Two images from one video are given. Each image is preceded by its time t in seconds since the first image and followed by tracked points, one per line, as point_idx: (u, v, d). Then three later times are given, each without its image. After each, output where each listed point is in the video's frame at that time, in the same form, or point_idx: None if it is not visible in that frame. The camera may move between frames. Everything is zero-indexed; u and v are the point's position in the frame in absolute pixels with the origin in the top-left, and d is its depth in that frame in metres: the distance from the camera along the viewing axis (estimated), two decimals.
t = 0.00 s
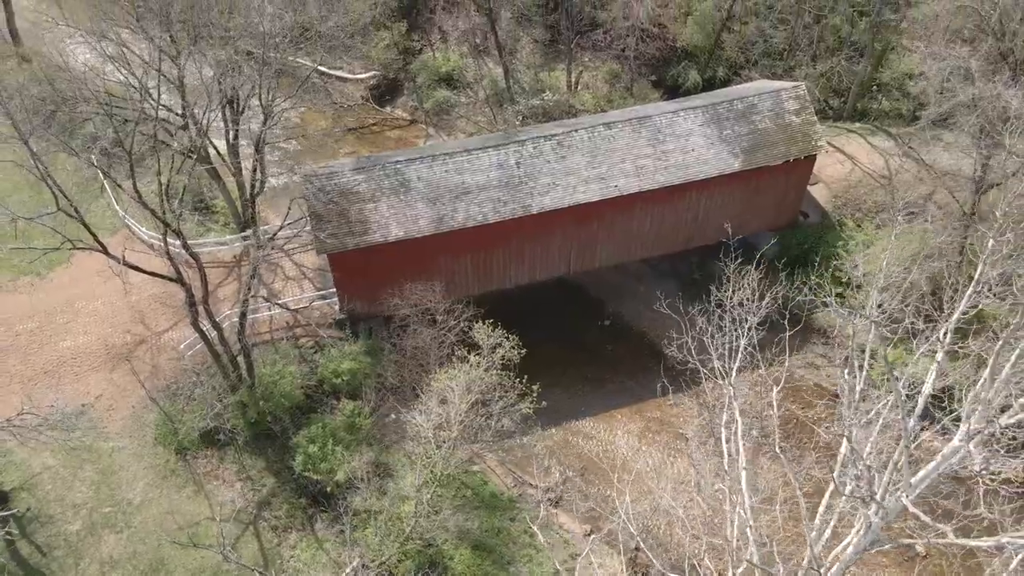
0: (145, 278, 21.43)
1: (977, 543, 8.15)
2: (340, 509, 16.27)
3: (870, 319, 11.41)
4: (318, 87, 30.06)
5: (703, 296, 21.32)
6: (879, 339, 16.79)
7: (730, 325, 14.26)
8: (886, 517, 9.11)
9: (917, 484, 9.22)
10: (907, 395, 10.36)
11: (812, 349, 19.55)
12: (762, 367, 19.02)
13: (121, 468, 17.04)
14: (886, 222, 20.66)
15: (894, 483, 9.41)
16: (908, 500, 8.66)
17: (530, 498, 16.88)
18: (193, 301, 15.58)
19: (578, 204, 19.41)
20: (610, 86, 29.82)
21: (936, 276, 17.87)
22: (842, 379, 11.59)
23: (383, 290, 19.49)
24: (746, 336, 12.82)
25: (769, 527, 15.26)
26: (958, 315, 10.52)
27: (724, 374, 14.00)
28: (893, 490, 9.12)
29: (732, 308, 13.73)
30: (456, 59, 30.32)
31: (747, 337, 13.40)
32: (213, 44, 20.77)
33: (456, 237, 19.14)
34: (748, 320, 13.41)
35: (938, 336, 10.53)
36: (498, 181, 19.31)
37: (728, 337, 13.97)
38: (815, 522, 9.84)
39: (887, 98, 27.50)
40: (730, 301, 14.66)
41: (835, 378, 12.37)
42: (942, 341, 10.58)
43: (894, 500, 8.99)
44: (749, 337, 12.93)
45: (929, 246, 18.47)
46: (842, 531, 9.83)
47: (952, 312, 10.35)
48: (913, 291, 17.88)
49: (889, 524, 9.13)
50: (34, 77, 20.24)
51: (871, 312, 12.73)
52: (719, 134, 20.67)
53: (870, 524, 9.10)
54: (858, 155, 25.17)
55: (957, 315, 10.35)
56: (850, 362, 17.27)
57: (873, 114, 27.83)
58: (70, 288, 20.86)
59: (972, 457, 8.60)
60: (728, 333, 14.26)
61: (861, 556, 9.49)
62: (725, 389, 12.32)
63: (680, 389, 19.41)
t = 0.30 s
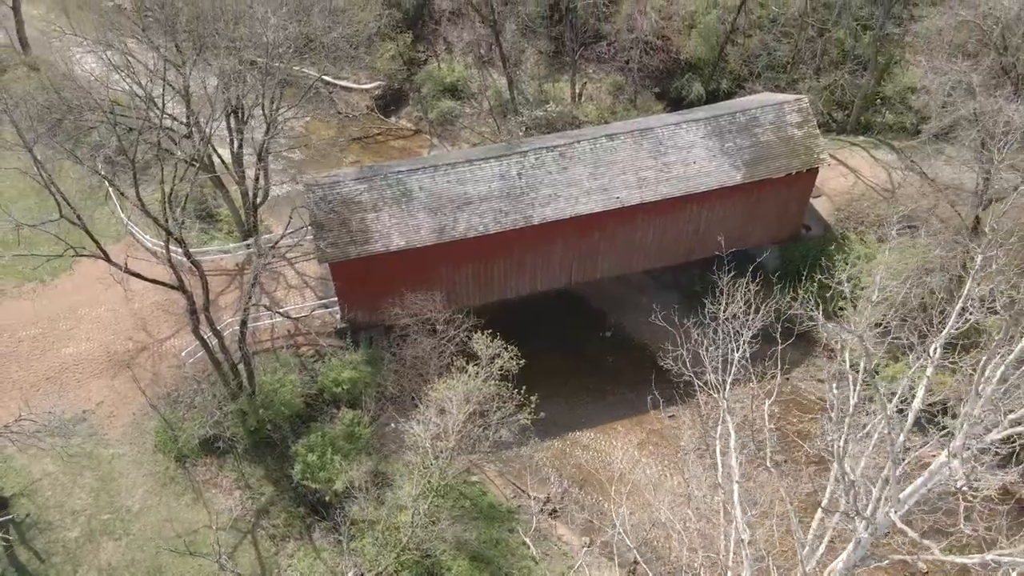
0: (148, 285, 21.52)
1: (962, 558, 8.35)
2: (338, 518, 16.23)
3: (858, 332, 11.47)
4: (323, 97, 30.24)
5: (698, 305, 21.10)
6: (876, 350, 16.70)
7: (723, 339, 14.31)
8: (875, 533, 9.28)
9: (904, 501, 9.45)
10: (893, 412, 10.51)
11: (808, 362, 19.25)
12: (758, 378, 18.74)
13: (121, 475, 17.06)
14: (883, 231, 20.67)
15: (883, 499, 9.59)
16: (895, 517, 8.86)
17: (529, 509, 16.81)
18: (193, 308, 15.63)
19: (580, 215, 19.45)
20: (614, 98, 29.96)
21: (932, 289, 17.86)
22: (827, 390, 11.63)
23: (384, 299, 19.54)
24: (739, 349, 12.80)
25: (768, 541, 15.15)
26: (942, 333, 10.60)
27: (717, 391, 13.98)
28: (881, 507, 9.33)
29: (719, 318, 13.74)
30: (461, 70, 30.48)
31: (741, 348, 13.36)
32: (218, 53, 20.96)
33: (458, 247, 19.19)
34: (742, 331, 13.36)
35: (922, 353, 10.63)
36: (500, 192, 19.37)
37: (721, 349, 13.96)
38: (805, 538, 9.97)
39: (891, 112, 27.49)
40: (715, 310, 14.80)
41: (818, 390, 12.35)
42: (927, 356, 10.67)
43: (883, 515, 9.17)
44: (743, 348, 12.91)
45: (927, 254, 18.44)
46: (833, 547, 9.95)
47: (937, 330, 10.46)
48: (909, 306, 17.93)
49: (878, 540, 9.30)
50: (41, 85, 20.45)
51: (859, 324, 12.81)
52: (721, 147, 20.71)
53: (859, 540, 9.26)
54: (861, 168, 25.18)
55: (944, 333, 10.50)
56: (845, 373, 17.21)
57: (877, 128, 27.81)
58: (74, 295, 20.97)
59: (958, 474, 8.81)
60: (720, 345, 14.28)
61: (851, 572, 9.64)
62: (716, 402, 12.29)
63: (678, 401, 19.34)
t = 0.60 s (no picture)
0: (150, 293, 21.60)
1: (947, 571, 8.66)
2: (336, 528, 16.18)
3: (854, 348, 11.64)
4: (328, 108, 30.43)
5: (695, 315, 21.06)
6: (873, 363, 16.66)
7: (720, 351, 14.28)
8: (863, 548, 9.53)
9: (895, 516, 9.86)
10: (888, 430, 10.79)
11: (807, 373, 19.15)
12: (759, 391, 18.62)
13: (120, 482, 17.08)
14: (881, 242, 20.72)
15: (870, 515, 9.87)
16: (884, 531, 9.24)
17: (527, 521, 16.74)
18: (194, 317, 15.70)
19: (580, 226, 19.49)
20: (617, 109, 30.05)
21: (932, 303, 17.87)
22: (823, 403, 11.61)
23: (385, 309, 19.58)
24: (733, 361, 12.74)
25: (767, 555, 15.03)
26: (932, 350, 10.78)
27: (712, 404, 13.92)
28: (872, 523, 9.73)
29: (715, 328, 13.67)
30: (465, 81, 30.62)
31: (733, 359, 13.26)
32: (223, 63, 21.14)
33: (459, 257, 19.23)
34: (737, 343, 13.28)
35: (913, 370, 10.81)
36: (501, 202, 19.43)
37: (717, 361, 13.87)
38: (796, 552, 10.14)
39: (894, 125, 27.46)
40: (714, 321, 14.81)
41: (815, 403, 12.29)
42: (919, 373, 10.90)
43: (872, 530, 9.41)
44: (738, 361, 12.82)
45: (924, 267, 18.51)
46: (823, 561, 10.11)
47: (927, 348, 10.71)
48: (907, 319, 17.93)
49: (866, 555, 9.55)
50: (48, 94, 20.66)
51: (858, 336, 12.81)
52: (722, 159, 20.74)
53: (848, 553, 9.47)
54: (864, 181, 25.18)
55: (932, 351, 10.75)
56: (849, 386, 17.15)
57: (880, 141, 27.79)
58: (77, 302, 21.07)
59: (944, 490, 9.18)
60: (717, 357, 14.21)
61: None
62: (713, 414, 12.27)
63: (674, 414, 19.24)
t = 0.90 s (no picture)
0: (151, 302, 21.68)
1: None
2: (333, 538, 16.14)
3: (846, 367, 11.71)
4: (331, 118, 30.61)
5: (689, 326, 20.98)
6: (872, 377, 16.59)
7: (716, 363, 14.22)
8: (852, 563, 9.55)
9: (878, 531, 9.98)
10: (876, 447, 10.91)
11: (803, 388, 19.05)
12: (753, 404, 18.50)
13: (118, 490, 17.09)
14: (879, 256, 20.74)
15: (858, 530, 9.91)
16: (872, 546, 9.31)
17: (525, 533, 16.68)
18: (195, 325, 15.78)
19: (581, 237, 19.52)
20: (619, 121, 30.12)
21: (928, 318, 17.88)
22: (806, 415, 11.49)
23: (385, 318, 19.61)
24: (727, 374, 12.65)
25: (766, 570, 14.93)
26: (921, 367, 10.85)
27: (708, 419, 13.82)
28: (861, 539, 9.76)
29: (708, 339, 13.57)
30: (468, 92, 30.79)
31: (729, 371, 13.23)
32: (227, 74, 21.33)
33: (459, 267, 19.27)
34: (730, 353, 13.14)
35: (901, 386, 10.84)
36: (501, 213, 19.49)
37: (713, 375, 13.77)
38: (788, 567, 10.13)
39: (896, 138, 27.46)
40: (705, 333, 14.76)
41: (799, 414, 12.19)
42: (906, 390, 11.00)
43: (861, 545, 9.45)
44: (732, 374, 12.69)
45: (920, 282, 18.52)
46: None
47: (913, 366, 10.83)
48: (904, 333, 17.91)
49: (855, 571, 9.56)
50: (52, 102, 20.82)
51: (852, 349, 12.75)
52: (723, 171, 20.78)
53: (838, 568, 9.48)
54: (865, 194, 25.17)
55: (918, 367, 10.81)
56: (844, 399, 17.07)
57: (882, 154, 27.77)
58: (78, 310, 21.15)
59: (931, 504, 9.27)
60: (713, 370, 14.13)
61: None
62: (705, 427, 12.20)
63: (669, 426, 19.16)
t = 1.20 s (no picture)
0: (153, 310, 21.74)
1: None
2: (330, 548, 16.09)
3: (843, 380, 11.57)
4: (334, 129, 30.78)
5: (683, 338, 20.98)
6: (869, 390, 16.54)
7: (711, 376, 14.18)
8: None
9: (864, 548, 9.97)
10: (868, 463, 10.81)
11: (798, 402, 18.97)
12: (746, 418, 18.46)
13: (116, 498, 17.09)
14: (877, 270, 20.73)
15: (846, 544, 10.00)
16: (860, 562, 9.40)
17: (523, 545, 16.61)
18: (194, 334, 15.85)
19: (581, 249, 19.54)
20: (622, 132, 30.20)
21: (924, 332, 17.89)
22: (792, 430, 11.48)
23: (384, 328, 19.63)
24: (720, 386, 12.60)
25: None
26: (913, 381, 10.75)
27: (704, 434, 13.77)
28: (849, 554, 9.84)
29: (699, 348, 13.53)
30: (471, 103, 30.95)
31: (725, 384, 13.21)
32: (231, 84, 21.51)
33: (459, 278, 19.30)
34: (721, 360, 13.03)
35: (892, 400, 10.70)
36: (502, 224, 19.54)
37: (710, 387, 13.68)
38: None
39: (898, 151, 27.47)
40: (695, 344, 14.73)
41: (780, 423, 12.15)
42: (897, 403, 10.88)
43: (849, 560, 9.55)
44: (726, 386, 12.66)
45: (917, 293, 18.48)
46: None
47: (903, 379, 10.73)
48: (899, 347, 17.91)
49: None
50: (56, 112, 20.99)
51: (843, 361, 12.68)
52: (724, 184, 20.81)
53: None
54: (867, 207, 25.12)
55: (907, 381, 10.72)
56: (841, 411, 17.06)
57: (884, 167, 27.77)
58: (80, 318, 21.24)
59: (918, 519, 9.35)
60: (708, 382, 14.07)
61: None
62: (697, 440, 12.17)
63: (664, 439, 19.07)
